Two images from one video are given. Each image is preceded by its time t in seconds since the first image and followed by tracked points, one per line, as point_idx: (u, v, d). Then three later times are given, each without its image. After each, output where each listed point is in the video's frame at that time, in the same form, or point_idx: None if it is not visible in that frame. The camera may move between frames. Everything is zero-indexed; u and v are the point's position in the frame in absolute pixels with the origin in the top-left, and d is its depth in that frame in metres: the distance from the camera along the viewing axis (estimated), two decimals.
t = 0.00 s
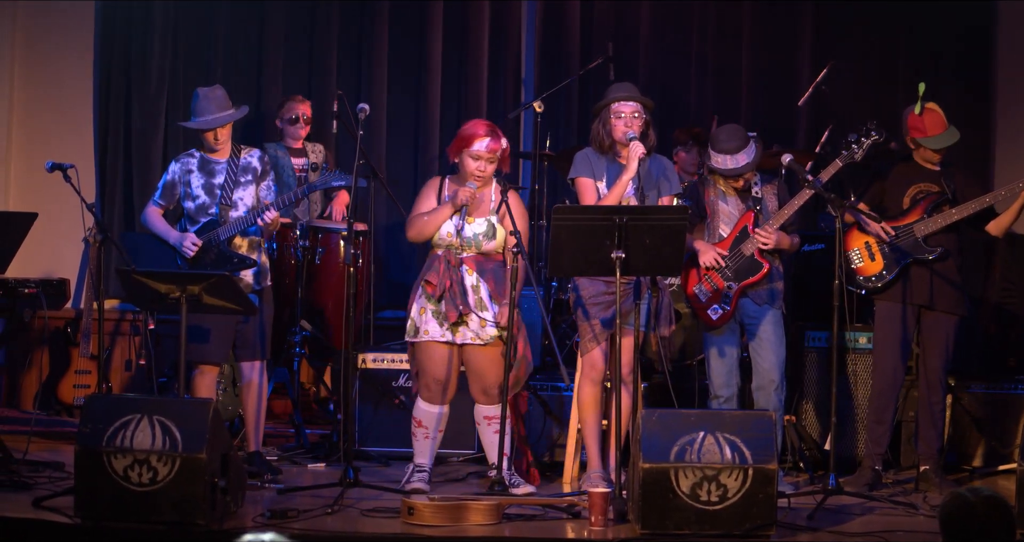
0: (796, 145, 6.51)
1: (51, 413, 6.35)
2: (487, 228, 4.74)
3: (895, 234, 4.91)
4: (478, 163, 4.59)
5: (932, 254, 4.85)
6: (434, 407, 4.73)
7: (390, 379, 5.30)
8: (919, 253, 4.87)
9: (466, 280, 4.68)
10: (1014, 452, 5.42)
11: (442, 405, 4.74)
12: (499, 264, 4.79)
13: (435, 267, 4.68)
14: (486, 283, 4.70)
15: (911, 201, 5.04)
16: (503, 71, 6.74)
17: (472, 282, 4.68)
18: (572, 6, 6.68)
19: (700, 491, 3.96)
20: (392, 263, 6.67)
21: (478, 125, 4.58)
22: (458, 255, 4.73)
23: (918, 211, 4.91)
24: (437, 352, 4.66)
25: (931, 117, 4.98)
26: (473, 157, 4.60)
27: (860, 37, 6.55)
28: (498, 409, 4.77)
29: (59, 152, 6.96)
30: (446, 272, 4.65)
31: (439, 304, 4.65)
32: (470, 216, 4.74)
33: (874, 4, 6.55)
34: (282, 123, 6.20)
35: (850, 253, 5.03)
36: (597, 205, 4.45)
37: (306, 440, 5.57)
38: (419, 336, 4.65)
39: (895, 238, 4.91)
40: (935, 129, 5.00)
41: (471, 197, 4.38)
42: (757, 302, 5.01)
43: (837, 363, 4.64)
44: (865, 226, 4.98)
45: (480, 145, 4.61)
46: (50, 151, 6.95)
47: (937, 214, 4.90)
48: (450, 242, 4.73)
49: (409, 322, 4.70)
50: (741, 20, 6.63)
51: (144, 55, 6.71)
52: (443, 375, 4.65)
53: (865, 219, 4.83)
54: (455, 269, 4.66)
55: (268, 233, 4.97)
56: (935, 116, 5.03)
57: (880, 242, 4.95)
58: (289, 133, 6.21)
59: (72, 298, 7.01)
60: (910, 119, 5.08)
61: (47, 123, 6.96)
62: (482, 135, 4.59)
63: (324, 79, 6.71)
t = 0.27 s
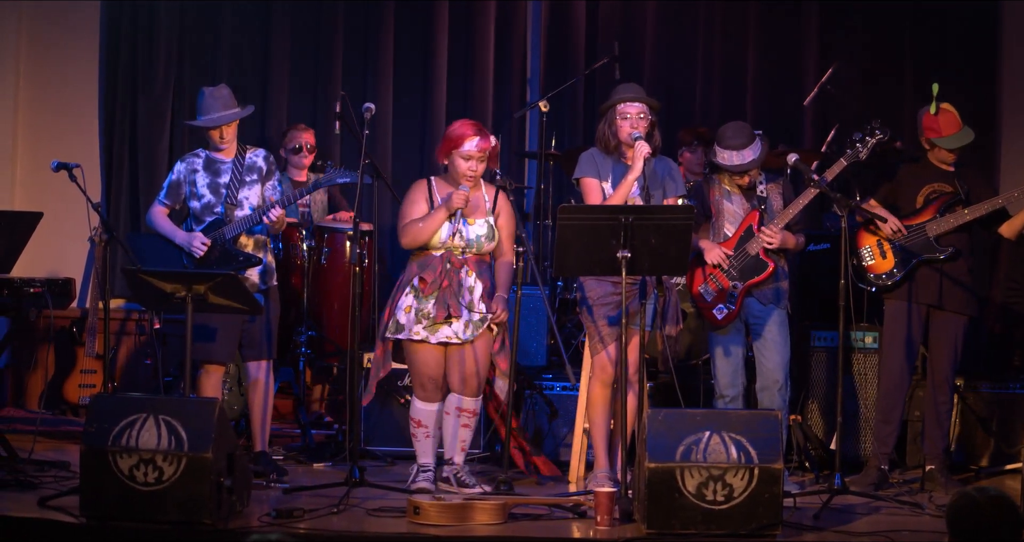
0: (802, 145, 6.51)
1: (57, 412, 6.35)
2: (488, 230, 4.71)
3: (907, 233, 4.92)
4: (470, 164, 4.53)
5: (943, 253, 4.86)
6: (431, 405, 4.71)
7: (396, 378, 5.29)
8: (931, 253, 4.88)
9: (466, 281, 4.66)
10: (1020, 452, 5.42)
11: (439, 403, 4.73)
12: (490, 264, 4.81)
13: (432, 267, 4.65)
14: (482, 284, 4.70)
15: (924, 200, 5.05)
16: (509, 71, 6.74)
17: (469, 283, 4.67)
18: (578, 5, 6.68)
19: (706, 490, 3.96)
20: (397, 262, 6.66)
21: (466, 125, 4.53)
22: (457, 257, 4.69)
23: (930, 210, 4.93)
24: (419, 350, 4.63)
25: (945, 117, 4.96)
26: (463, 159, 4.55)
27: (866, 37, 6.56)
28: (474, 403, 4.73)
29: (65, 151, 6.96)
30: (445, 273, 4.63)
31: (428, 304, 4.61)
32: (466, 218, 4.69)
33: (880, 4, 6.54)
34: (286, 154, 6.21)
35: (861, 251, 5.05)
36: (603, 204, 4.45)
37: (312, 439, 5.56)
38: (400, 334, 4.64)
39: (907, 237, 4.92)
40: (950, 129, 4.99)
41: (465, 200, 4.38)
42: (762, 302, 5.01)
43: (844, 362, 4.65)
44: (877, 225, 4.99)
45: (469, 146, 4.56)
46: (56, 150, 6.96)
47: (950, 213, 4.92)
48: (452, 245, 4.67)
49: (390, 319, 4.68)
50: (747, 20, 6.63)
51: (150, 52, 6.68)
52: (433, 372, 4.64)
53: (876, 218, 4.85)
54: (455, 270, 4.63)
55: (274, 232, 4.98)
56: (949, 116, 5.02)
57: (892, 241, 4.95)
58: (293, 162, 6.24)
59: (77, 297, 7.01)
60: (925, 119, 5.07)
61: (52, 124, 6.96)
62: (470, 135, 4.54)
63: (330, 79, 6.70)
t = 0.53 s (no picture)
0: (810, 144, 6.50)
1: (63, 412, 6.35)
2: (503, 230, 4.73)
3: (920, 233, 4.93)
4: (479, 164, 4.52)
5: (955, 254, 4.87)
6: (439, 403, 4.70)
7: (404, 377, 5.29)
8: (942, 253, 4.90)
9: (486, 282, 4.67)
10: None
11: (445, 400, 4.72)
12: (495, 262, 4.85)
13: (456, 269, 4.61)
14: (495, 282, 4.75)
15: (937, 200, 5.07)
16: (517, 70, 6.73)
17: (490, 284, 4.70)
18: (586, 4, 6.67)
19: (714, 490, 3.96)
20: (404, 261, 6.66)
21: (472, 127, 4.52)
22: (477, 257, 4.68)
23: (943, 210, 4.91)
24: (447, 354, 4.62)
25: (961, 118, 4.97)
26: (471, 160, 4.54)
27: (874, 37, 6.55)
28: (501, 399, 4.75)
29: (72, 152, 6.95)
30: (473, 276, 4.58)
31: (459, 308, 4.58)
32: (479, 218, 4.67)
33: (888, 4, 6.54)
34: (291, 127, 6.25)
35: (874, 250, 5.06)
36: (610, 204, 4.45)
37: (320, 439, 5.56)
38: (429, 340, 4.54)
39: (919, 237, 4.93)
40: (964, 130, 5.00)
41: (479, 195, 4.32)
42: (770, 301, 5.01)
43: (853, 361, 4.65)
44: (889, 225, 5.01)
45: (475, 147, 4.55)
46: (63, 150, 6.96)
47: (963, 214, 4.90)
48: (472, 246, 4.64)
49: (415, 326, 4.57)
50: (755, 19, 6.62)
51: (157, 51, 6.67)
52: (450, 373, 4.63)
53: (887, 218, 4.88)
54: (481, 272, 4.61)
55: (282, 231, 4.97)
56: (964, 117, 5.04)
57: (905, 241, 4.97)
58: (298, 138, 6.25)
59: (85, 297, 7.01)
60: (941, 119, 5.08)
61: (59, 124, 6.95)
62: (475, 136, 4.53)
63: (338, 79, 6.69)
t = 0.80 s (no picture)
0: (818, 144, 6.49)
1: (71, 413, 6.30)
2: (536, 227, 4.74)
3: (930, 234, 4.93)
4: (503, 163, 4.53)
5: (965, 255, 4.87)
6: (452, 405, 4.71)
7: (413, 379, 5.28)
8: (952, 254, 4.91)
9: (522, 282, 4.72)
10: None
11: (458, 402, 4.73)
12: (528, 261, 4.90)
13: (494, 269, 4.65)
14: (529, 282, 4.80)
15: (948, 200, 5.07)
16: (526, 71, 6.72)
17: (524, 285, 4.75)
18: (594, 4, 6.67)
19: (722, 491, 3.96)
20: (412, 262, 6.66)
21: (492, 125, 4.53)
22: (512, 256, 4.71)
23: (954, 211, 4.92)
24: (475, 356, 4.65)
25: (974, 120, 4.98)
26: (494, 159, 4.55)
27: (883, 37, 6.54)
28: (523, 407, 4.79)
29: (80, 152, 6.96)
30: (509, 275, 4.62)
31: (495, 309, 4.62)
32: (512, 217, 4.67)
33: (898, 4, 6.53)
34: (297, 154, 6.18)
35: (884, 250, 5.07)
36: (619, 205, 4.45)
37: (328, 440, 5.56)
38: (463, 341, 4.59)
39: (929, 238, 4.93)
40: (976, 133, 5.02)
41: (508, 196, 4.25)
42: (778, 302, 5.01)
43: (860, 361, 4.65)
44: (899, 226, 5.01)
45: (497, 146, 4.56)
46: (70, 151, 6.96)
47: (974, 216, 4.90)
48: (507, 245, 4.66)
49: (451, 327, 4.61)
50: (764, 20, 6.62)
51: (165, 54, 6.69)
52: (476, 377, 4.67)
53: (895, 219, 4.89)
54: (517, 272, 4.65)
55: (290, 233, 4.97)
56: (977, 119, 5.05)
57: (915, 242, 4.98)
58: (304, 162, 6.19)
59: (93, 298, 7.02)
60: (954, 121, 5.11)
61: (68, 124, 6.97)
62: (496, 135, 4.54)
63: (346, 80, 6.69)
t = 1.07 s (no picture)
0: (827, 146, 6.49)
1: (81, 415, 6.37)
2: (560, 230, 4.82)
3: (939, 237, 4.95)
4: (531, 164, 4.61)
5: (976, 257, 4.87)
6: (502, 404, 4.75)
7: (423, 381, 5.29)
8: (962, 257, 4.91)
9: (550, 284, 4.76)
10: None
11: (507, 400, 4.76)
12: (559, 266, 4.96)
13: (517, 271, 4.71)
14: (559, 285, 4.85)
15: (959, 203, 5.08)
16: (535, 72, 6.72)
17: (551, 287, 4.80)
18: (603, 6, 6.66)
19: (732, 493, 3.96)
20: (421, 263, 6.66)
21: (520, 126, 4.61)
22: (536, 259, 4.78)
23: (963, 214, 4.94)
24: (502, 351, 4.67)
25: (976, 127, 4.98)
26: (523, 160, 4.63)
27: (892, 38, 6.54)
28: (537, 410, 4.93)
29: (88, 154, 6.96)
30: (534, 276, 4.69)
31: (525, 309, 4.69)
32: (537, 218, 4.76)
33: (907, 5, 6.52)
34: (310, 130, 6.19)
35: (894, 253, 5.09)
36: (629, 208, 4.46)
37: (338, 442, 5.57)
38: (498, 341, 4.64)
39: (938, 241, 4.95)
40: (978, 139, 5.01)
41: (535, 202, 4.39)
42: (788, 304, 5.00)
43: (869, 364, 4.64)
44: (909, 229, 5.03)
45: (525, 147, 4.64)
46: (79, 153, 6.95)
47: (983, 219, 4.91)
48: (531, 248, 4.75)
49: (482, 329, 4.69)
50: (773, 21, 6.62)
51: (174, 55, 6.71)
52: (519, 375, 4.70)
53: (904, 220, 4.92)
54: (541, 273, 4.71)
55: (300, 235, 4.99)
56: (983, 123, 5.03)
57: (925, 245, 5.00)
58: (318, 138, 6.19)
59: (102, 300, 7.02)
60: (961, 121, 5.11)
61: (76, 126, 6.95)
62: (525, 135, 4.62)
63: (355, 81, 6.69)
